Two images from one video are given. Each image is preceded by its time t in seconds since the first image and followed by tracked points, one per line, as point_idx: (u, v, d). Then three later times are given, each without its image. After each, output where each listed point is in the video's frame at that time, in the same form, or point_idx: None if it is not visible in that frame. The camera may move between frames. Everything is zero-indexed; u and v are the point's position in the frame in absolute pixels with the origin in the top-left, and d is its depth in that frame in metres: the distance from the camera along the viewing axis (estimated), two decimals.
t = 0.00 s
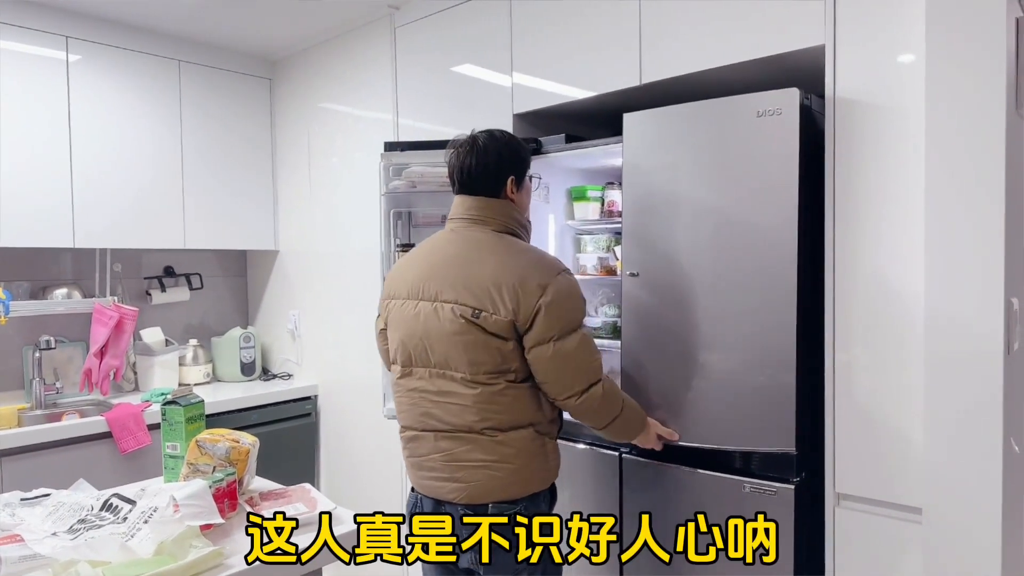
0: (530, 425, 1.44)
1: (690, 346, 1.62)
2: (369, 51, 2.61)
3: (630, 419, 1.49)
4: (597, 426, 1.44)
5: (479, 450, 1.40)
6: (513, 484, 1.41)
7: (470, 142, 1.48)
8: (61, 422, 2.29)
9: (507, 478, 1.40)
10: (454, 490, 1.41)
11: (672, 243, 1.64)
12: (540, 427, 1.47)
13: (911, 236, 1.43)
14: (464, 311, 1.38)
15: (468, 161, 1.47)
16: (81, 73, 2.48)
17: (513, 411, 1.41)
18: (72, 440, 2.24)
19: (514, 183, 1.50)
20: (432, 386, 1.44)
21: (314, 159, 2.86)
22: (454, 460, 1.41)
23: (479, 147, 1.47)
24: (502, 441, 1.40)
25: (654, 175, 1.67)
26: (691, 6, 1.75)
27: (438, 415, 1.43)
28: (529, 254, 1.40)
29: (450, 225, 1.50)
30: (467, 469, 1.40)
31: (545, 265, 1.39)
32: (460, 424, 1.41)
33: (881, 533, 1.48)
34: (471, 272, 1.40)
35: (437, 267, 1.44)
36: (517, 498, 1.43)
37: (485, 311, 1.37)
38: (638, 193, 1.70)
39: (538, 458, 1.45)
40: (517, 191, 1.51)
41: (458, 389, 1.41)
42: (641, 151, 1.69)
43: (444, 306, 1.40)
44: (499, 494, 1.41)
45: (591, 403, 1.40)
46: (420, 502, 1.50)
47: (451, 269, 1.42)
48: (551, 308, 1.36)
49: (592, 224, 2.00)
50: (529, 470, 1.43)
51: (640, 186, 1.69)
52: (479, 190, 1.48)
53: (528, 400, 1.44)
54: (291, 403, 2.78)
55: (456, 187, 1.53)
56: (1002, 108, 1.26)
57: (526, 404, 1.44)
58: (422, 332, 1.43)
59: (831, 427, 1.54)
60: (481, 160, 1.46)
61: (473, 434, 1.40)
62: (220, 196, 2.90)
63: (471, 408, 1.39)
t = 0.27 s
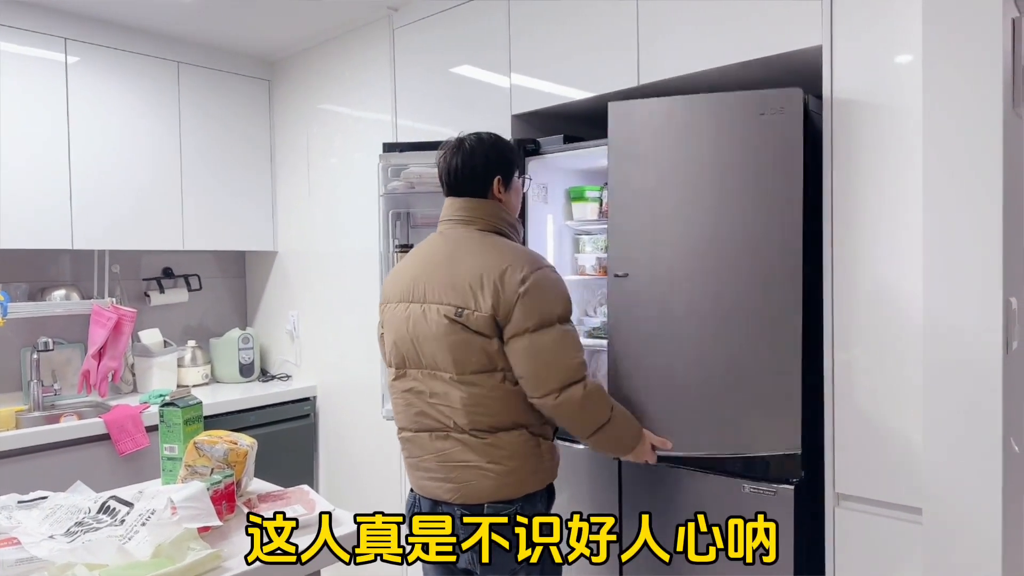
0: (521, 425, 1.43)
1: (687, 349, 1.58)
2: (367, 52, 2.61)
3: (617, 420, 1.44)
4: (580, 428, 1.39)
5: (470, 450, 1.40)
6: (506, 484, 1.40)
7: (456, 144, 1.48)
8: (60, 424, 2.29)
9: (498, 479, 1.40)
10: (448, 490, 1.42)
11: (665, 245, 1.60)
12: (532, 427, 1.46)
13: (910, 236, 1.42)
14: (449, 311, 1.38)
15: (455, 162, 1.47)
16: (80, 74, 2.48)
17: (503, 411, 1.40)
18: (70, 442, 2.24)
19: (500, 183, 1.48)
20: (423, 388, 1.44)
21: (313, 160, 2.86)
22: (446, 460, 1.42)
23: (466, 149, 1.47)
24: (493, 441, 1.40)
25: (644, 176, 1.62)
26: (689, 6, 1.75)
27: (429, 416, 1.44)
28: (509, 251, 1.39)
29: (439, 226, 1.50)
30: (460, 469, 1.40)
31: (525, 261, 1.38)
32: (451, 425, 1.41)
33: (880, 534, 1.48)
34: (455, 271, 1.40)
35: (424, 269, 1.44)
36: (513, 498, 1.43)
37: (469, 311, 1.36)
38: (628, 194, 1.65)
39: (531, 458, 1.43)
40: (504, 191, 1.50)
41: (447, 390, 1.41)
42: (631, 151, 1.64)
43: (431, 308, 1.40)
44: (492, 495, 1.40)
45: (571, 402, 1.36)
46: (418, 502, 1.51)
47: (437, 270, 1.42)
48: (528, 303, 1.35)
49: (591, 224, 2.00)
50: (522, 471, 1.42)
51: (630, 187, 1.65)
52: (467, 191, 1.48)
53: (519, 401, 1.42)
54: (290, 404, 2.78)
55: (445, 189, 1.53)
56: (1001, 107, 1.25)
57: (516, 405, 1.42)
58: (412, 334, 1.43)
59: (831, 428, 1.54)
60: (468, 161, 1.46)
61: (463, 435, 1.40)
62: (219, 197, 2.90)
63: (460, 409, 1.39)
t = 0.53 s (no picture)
0: (516, 421, 1.41)
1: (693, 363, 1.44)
2: (369, 51, 2.61)
3: (598, 421, 1.29)
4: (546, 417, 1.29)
5: (467, 444, 1.40)
6: (502, 480, 1.39)
7: (452, 145, 1.49)
8: (66, 423, 2.30)
9: (493, 474, 1.39)
10: (447, 485, 1.43)
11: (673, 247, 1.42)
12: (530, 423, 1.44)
13: (915, 233, 1.43)
14: (441, 307, 1.39)
15: (451, 163, 1.48)
16: (83, 75, 2.49)
17: (497, 406, 1.39)
18: (76, 441, 2.25)
19: (496, 182, 1.48)
20: (423, 384, 1.46)
21: (315, 159, 2.87)
22: (445, 454, 1.43)
23: (462, 150, 1.48)
24: (487, 436, 1.39)
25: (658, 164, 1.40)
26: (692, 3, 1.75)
27: (429, 412, 1.45)
28: (494, 241, 1.38)
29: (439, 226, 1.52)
30: (459, 463, 1.41)
31: (506, 248, 1.36)
32: (449, 420, 1.42)
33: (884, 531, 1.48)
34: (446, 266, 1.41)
35: (421, 267, 1.46)
36: (518, 496, 1.43)
37: (457, 304, 1.37)
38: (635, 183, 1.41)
39: (526, 455, 1.41)
40: (500, 191, 1.49)
41: (443, 386, 1.42)
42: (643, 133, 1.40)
43: (426, 305, 1.42)
44: (488, 490, 1.39)
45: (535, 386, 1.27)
46: (424, 502, 1.51)
47: (431, 267, 1.44)
48: (502, 287, 1.32)
49: (593, 223, 2.00)
50: (517, 466, 1.40)
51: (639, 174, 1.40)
52: (463, 190, 1.48)
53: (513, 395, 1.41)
54: (294, 403, 2.79)
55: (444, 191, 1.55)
56: (1005, 104, 1.25)
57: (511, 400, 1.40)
58: (410, 331, 1.45)
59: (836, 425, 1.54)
60: (463, 161, 1.47)
61: (459, 429, 1.41)
62: (222, 197, 2.91)
63: (455, 404, 1.40)
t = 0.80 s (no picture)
0: (535, 423, 1.40)
1: (743, 373, 1.27)
2: (372, 48, 2.61)
3: (637, 431, 1.16)
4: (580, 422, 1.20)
5: (482, 443, 1.40)
6: (516, 481, 1.39)
7: (481, 139, 1.46)
8: (66, 419, 2.29)
9: (507, 475, 1.39)
10: (462, 482, 1.43)
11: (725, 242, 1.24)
12: (549, 424, 1.42)
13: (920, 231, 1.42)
14: (461, 307, 1.38)
15: (478, 158, 1.45)
16: (85, 70, 2.48)
17: (514, 408, 1.38)
18: (76, 437, 2.24)
19: (520, 179, 1.44)
20: (441, 382, 1.46)
21: (318, 156, 2.86)
22: (461, 453, 1.43)
23: (491, 145, 1.44)
24: (505, 437, 1.39)
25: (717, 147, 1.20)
26: None
27: (446, 410, 1.45)
28: (519, 244, 1.36)
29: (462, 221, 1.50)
30: (473, 462, 1.41)
31: (532, 252, 1.34)
32: (466, 419, 1.42)
33: (888, 531, 1.47)
34: (468, 267, 1.39)
35: (442, 265, 1.45)
36: (534, 495, 1.42)
37: (478, 306, 1.35)
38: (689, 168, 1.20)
39: (541, 456, 1.40)
40: (524, 188, 1.46)
41: (461, 386, 1.41)
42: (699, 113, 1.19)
43: (447, 303, 1.41)
44: (501, 489, 1.40)
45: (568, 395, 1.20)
46: (442, 497, 1.52)
47: (452, 266, 1.43)
48: (529, 291, 1.29)
49: (596, 220, 2.00)
50: (533, 468, 1.39)
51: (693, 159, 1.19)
52: (489, 187, 1.45)
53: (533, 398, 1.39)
54: (295, 400, 2.78)
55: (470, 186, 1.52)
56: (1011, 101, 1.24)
57: (531, 402, 1.39)
58: (430, 329, 1.45)
59: (838, 424, 1.54)
60: (487, 157, 1.44)
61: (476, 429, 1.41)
62: (224, 193, 2.90)
63: (472, 404, 1.40)
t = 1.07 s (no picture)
0: (566, 428, 1.39)
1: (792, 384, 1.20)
2: (372, 46, 2.60)
3: (686, 440, 1.10)
4: (624, 430, 1.15)
5: (510, 445, 1.40)
6: (542, 485, 1.38)
7: (525, 132, 1.42)
8: (64, 417, 2.29)
9: (533, 479, 1.39)
10: (488, 480, 1.45)
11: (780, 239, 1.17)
12: (580, 429, 1.41)
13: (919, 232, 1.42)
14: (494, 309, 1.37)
15: (521, 152, 1.42)
16: (84, 67, 2.47)
17: (544, 412, 1.37)
18: (74, 435, 2.24)
19: (563, 179, 1.42)
20: (471, 380, 1.46)
21: (317, 154, 2.86)
22: (489, 452, 1.44)
23: (535, 139, 1.41)
24: (534, 440, 1.38)
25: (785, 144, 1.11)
26: None
27: (475, 407, 1.46)
28: (554, 248, 1.32)
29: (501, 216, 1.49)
30: (499, 462, 1.42)
31: (567, 257, 1.30)
32: (494, 419, 1.43)
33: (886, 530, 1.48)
34: (502, 269, 1.37)
35: (476, 263, 1.45)
36: (558, 497, 1.41)
37: (511, 309, 1.34)
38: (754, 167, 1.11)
39: (569, 462, 1.39)
40: (566, 187, 1.44)
41: (490, 386, 1.42)
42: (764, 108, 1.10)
43: (479, 303, 1.41)
44: (525, 492, 1.40)
45: (611, 405, 1.14)
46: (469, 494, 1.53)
47: (485, 266, 1.42)
48: (566, 297, 1.25)
49: (597, 220, 2.05)
50: (561, 474, 1.38)
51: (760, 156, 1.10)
52: (529, 183, 1.43)
53: (564, 402, 1.38)
54: (294, 398, 2.78)
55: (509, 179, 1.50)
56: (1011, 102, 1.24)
57: (562, 407, 1.38)
58: (461, 328, 1.45)
59: (836, 421, 1.55)
60: (529, 154, 1.41)
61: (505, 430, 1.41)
62: (223, 191, 2.90)
63: (501, 405, 1.40)
